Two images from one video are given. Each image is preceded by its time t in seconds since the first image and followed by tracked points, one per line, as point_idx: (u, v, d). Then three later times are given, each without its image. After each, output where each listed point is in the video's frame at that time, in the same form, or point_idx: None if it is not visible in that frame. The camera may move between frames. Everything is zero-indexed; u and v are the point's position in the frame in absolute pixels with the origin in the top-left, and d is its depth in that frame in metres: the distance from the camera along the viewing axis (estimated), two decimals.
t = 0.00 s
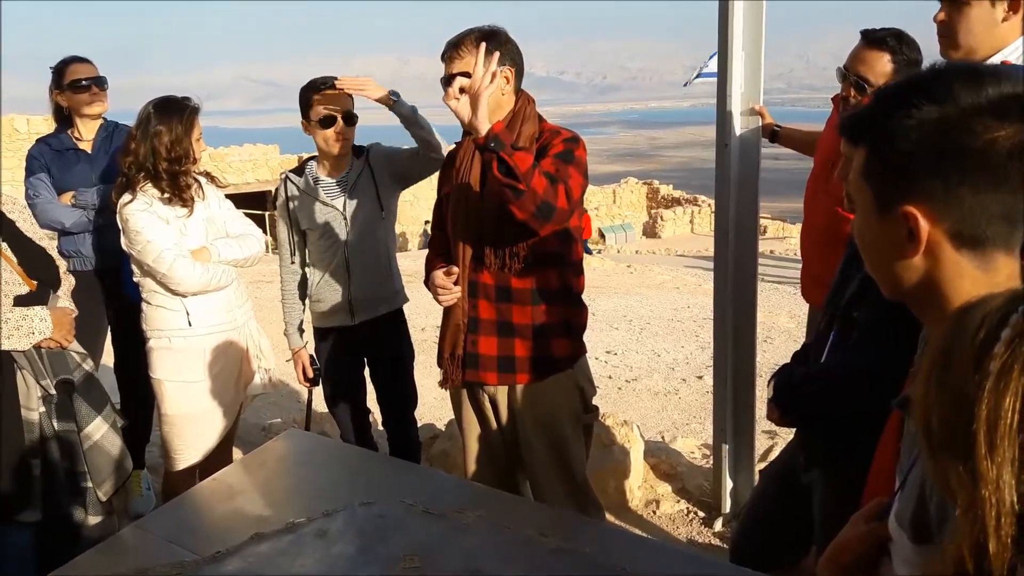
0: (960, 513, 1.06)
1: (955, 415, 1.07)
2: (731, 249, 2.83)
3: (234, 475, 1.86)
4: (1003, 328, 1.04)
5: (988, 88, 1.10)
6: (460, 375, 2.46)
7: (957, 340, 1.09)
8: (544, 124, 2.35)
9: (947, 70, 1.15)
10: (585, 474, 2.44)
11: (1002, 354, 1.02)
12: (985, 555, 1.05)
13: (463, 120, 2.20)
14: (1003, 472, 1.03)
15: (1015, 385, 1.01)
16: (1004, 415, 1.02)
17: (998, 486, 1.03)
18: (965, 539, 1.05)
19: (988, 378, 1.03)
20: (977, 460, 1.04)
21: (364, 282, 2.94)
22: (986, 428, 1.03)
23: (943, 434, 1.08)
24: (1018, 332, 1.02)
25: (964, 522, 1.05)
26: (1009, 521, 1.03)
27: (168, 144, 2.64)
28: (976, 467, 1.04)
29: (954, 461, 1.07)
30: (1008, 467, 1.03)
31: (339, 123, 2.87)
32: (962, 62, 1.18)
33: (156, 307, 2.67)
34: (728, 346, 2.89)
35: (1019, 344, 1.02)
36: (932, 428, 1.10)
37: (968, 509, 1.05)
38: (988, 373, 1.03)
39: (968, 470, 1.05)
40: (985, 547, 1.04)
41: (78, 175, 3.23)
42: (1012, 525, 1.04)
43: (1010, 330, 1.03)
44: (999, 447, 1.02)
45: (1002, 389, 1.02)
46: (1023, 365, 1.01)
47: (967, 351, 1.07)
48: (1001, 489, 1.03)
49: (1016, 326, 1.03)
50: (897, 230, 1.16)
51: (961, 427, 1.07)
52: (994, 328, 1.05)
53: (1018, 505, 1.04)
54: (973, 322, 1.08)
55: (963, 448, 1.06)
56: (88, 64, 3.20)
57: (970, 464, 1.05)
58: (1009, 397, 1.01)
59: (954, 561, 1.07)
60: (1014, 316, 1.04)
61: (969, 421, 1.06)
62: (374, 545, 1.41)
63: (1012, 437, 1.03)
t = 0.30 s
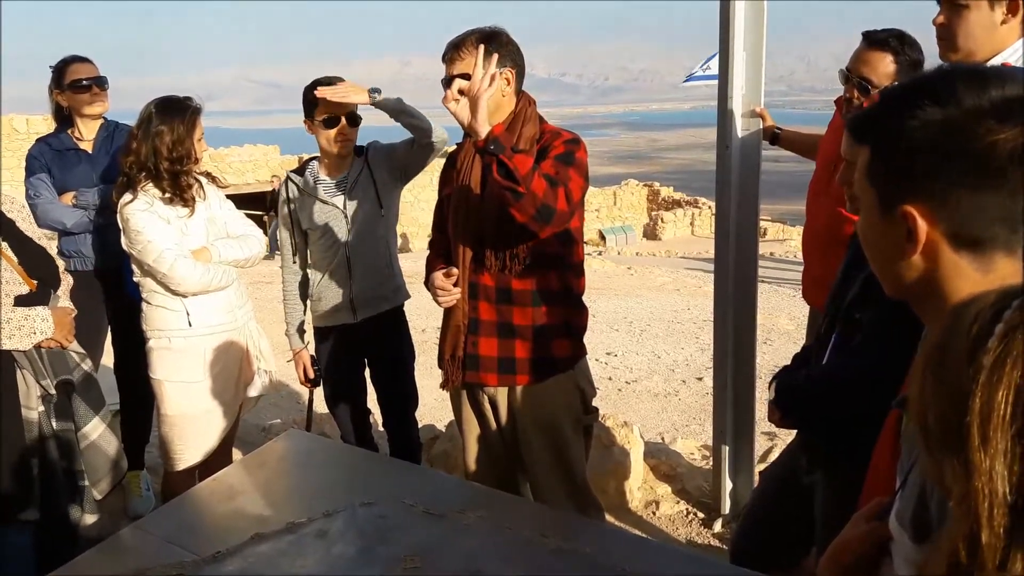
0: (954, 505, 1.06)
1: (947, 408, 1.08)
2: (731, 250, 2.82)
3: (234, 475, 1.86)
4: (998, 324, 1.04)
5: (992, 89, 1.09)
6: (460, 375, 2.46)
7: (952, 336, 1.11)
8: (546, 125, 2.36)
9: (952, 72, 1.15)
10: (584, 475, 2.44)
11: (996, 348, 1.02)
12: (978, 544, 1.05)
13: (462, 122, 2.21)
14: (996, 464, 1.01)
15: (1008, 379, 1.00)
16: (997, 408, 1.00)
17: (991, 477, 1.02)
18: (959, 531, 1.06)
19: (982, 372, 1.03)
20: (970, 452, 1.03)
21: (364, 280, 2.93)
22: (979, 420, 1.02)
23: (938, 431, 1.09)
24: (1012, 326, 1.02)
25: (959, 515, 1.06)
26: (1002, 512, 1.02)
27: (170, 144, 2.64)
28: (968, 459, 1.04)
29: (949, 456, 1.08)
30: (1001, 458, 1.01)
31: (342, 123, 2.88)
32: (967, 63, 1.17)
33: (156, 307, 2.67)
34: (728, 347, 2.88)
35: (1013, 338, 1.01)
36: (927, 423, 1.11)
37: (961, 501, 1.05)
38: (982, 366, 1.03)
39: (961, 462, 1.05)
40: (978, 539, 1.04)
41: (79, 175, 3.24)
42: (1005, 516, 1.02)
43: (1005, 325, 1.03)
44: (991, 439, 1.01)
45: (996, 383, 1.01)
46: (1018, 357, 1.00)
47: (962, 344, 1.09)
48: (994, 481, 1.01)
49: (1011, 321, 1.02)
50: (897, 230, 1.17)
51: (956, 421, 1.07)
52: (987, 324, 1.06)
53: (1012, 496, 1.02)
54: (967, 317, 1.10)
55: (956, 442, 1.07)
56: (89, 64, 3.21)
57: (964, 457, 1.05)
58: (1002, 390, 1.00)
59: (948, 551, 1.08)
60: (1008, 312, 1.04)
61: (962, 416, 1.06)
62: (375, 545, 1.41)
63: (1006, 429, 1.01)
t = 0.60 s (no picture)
0: (955, 506, 1.07)
1: (951, 407, 1.10)
2: (730, 251, 2.83)
3: (233, 475, 1.86)
4: (1007, 325, 1.06)
5: (989, 91, 1.10)
6: (458, 377, 2.45)
7: (959, 334, 1.11)
8: (544, 126, 2.36)
9: (951, 73, 1.15)
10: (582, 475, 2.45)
11: (1005, 349, 1.03)
12: (976, 545, 1.07)
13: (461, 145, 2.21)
14: (999, 468, 1.03)
15: (1017, 381, 1.01)
16: (1003, 411, 1.02)
17: (993, 481, 1.04)
18: (955, 531, 1.07)
19: (990, 373, 1.04)
20: (974, 454, 1.05)
21: (365, 281, 2.93)
22: (985, 422, 1.04)
23: (941, 430, 1.10)
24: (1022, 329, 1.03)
25: (959, 516, 1.06)
26: (1002, 515, 1.04)
27: (169, 144, 2.64)
28: (972, 459, 1.06)
29: (952, 454, 1.08)
30: (1004, 462, 1.03)
31: (341, 123, 2.88)
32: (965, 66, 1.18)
33: (155, 308, 2.67)
34: (727, 349, 2.89)
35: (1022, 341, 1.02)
36: (930, 422, 1.12)
37: (962, 501, 1.06)
38: (992, 368, 1.04)
39: (964, 461, 1.07)
40: (977, 540, 1.06)
41: (77, 176, 3.24)
42: (1005, 520, 1.05)
43: (1014, 327, 1.04)
44: (996, 442, 1.03)
45: (1005, 385, 1.02)
46: None
47: (971, 340, 1.10)
48: (996, 485, 1.04)
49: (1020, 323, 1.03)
50: (891, 230, 1.18)
51: (962, 420, 1.09)
52: (998, 324, 1.07)
53: (1013, 500, 1.05)
54: (979, 313, 1.10)
55: (960, 441, 1.08)
56: (88, 65, 3.21)
57: (967, 457, 1.06)
58: (1010, 393, 1.02)
59: (946, 548, 1.08)
60: (1017, 314, 1.05)
61: (967, 415, 1.08)
62: (374, 546, 1.42)
63: (1011, 433, 1.03)
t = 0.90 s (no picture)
0: (952, 504, 1.06)
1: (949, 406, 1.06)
2: (726, 248, 2.83)
3: (227, 473, 1.86)
4: (1001, 324, 1.04)
5: (978, 89, 1.10)
6: (450, 373, 2.47)
7: (953, 343, 1.08)
8: (538, 126, 2.34)
9: (941, 72, 1.15)
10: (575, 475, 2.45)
11: (999, 347, 1.02)
12: (977, 543, 1.05)
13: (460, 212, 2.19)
14: (996, 462, 1.02)
15: (1011, 378, 1.00)
16: (999, 406, 1.01)
17: (991, 476, 1.03)
18: (956, 529, 1.06)
19: (986, 371, 1.02)
20: (970, 450, 1.04)
21: (360, 279, 2.93)
22: (981, 418, 1.02)
23: (942, 430, 1.07)
24: (1016, 326, 1.02)
25: (957, 514, 1.05)
26: (1001, 511, 1.04)
27: (161, 141, 2.64)
28: (968, 456, 1.04)
29: (949, 453, 1.06)
30: (1002, 457, 1.02)
31: (335, 120, 2.87)
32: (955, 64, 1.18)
33: (148, 306, 2.67)
34: (722, 347, 2.89)
35: (1017, 337, 1.01)
36: (930, 421, 1.09)
37: (960, 499, 1.05)
38: (985, 366, 1.03)
39: (961, 459, 1.05)
40: (976, 536, 1.05)
41: (71, 173, 3.22)
42: (1005, 516, 1.04)
43: (1008, 323, 1.03)
44: (993, 436, 1.02)
45: (1000, 380, 1.01)
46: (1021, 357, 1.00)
47: (966, 347, 1.07)
48: (994, 479, 1.03)
49: (1015, 320, 1.02)
50: (880, 227, 1.18)
51: (959, 419, 1.06)
52: (994, 322, 1.05)
53: (1012, 496, 1.03)
54: (970, 323, 1.08)
55: (959, 439, 1.05)
56: (82, 61, 3.20)
57: (964, 455, 1.04)
58: (1005, 388, 1.00)
59: (947, 547, 1.07)
60: (1013, 311, 1.03)
61: (963, 412, 1.05)
62: (369, 544, 1.41)
63: (1007, 428, 1.02)
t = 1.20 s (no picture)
0: (971, 498, 1.07)
1: (972, 400, 1.08)
2: (722, 243, 2.83)
3: (221, 468, 1.86)
4: None
5: (973, 86, 1.10)
6: (443, 369, 2.46)
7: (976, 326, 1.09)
8: (532, 125, 2.34)
9: (936, 68, 1.15)
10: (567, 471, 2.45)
11: None
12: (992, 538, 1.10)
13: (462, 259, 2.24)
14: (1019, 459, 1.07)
15: None
16: None
17: (1012, 473, 1.07)
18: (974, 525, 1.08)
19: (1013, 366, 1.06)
20: (994, 447, 1.07)
21: (355, 274, 2.92)
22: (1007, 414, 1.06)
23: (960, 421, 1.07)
24: None
25: (976, 508, 1.08)
26: (1019, 507, 1.09)
27: (155, 135, 2.63)
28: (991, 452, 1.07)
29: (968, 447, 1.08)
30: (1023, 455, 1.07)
31: (331, 115, 2.86)
32: (949, 60, 1.18)
33: (142, 300, 2.66)
34: (718, 343, 2.90)
35: None
36: (948, 414, 1.08)
37: (980, 494, 1.07)
38: (1013, 360, 1.07)
39: (982, 454, 1.07)
40: (993, 532, 1.10)
41: (66, 167, 3.21)
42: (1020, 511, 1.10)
43: None
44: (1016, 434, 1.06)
45: None
46: None
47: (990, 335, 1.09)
48: (1014, 476, 1.07)
49: None
50: (875, 224, 1.18)
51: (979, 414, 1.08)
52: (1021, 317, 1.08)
53: None
54: (998, 310, 1.09)
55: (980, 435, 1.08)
56: (77, 54, 3.18)
57: (986, 449, 1.07)
58: None
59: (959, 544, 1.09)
60: None
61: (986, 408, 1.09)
62: (364, 539, 1.41)
63: None
